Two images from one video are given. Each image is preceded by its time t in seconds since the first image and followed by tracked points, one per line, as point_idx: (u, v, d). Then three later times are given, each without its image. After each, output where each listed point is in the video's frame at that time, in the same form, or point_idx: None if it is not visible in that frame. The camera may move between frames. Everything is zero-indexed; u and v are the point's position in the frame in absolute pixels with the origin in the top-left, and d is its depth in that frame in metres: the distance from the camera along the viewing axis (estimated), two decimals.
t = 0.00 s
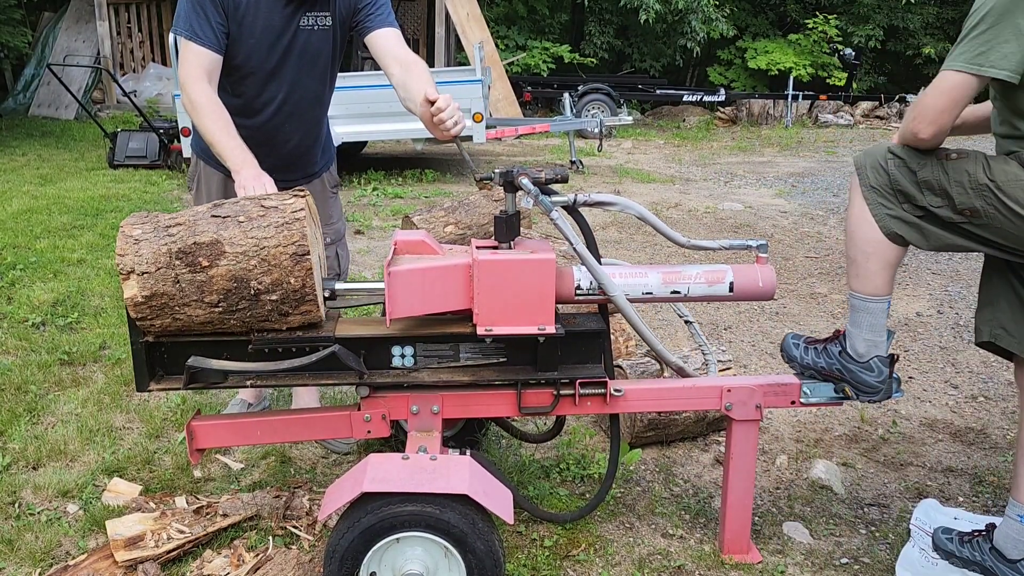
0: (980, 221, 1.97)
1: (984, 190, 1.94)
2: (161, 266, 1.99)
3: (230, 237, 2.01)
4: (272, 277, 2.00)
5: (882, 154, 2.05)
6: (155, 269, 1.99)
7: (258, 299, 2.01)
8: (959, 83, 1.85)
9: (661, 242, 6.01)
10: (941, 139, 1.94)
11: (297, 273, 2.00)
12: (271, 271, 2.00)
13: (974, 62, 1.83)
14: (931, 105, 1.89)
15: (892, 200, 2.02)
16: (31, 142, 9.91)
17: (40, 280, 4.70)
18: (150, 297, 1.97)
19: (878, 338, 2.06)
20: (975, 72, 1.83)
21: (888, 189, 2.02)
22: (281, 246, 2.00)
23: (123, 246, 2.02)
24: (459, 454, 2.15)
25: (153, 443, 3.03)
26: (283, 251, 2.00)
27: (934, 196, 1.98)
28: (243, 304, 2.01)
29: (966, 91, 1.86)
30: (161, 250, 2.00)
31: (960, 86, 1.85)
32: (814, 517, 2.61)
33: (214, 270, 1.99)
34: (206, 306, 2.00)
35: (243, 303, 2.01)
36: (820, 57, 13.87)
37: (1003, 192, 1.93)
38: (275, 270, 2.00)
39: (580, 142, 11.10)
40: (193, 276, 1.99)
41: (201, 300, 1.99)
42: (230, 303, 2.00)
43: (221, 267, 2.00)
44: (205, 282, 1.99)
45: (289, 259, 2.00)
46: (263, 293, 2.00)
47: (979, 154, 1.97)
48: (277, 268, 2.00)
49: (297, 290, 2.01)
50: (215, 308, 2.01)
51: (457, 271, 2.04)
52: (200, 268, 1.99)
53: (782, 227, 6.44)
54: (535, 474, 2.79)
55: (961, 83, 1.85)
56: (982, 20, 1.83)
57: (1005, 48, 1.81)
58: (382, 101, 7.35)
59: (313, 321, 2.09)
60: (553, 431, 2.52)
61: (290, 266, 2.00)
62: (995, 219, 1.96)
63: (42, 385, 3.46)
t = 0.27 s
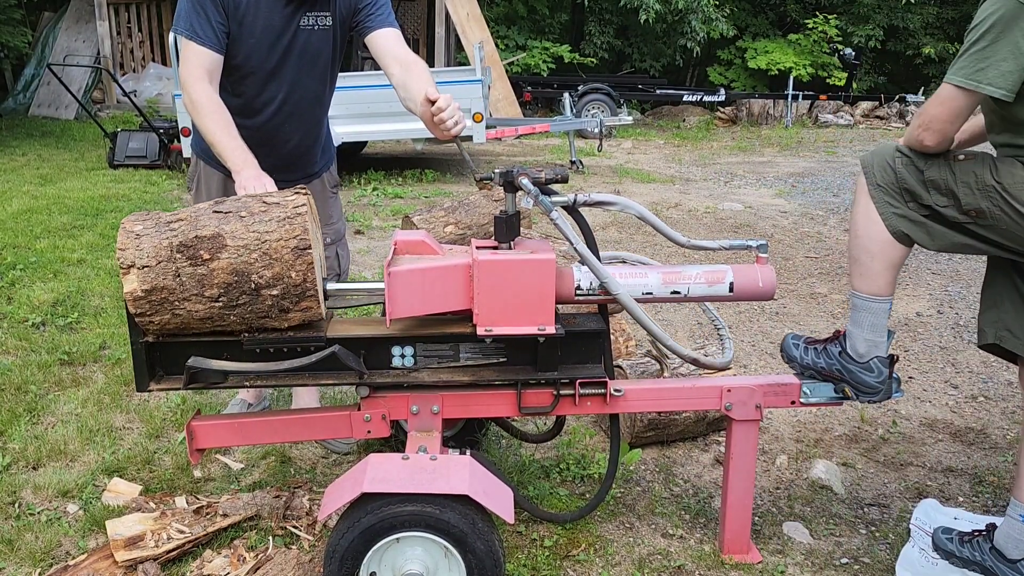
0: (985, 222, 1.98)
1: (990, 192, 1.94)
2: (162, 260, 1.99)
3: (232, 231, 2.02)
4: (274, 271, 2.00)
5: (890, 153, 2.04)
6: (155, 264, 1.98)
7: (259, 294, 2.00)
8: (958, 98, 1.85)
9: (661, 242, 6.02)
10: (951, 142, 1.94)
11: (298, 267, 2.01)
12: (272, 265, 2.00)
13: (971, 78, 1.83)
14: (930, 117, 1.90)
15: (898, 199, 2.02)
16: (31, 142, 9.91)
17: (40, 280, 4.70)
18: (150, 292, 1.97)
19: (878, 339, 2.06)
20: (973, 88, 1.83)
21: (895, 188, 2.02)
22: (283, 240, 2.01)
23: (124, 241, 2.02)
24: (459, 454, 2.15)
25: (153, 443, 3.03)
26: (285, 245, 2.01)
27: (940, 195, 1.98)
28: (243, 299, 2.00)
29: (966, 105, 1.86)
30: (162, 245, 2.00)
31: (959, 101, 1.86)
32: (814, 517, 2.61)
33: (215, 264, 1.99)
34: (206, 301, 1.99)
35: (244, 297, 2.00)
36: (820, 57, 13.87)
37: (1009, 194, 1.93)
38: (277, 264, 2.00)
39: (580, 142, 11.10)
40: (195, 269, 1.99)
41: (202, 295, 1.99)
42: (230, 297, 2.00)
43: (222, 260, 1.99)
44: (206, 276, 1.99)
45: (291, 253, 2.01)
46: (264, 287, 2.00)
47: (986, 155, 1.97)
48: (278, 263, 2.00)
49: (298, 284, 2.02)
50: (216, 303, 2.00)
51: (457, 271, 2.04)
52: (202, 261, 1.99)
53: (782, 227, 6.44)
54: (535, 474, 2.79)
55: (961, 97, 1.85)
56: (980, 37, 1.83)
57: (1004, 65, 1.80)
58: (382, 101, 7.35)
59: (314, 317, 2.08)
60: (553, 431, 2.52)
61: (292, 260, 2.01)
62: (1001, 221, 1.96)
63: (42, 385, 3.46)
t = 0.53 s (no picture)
0: (986, 222, 1.98)
1: (991, 193, 1.94)
2: (166, 255, 1.99)
3: (236, 225, 2.02)
4: (278, 264, 2.00)
5: (889, 153, 2.04)
6: (159, 258, 1.98)
7: (263, 288, 2.00)
8: (962, 98, 1.86)
9: (661, 242, 6.02)
10: (952, 143, 1.94)
11: (302, 260, 2.02)
12: (276, 258, 2.00)
13: (975, 79, 1.83)
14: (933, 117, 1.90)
15: (899, 199, 2.02)
16: (31, 141, 9.91)
17: (40, 281, 4.70)
18: (153, 287, 1.96)
19: (878, 339, 2.06)
20: (976, 89, 1.83)
21: (895, 188, 2.01)
22: (286, 233, 2.01)
23: (127, 237, 2.01)
24: (459, 454, 2.15)
25: (153, 443, 3.03)
26: (288, 238, 2.01)
27: (941, 196, 1.98)
28: (247, 293, 2.00)
29: (969, 106, 1.86)
30: (165, 240, 2.01)
31: (962, 102, 1.86)
32: (814, 517, 2.61)
33: (219, 257, 1.99)
34: (210, 295, 1.98)
35: (248, 291, 2.00)
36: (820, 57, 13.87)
37: (1010, 194, 1.93)
38: (281, 257, 2.00)
39: (580, 142, 11.11)
40: (198, 263, 1.99)
41: (205, 289, 1.98)
42: (234, 292, 1.99)
43: (226, 254, 1.99)
44: (210, 269, 1.99)
45: (295, 246, 2.01)
46: (268, 281, 2.00)
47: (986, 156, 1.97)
48: (282, 256, 2.00)
49: (302, 278, 2.02)
50: (220, 297, 1.99)
51: (457, 271, 2.04)
52: (205, 255, 1.99)
53: (782, 227, 6.44)
54: (535, 474, 2.79)
55: (965, 98, 1.85)
56: (986, 38, 1.83)
57: (1009, 66, 1.80)
58: (382, 101, 7.35)
59: (317, 311, 2.08)
60: (552, 431, 2.52)
61: (295, 253, 2.01)
62: (1001, 222, 1.96)
63: (42, 385, 3.46)
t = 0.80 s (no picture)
0: (986, 224, 1.98)
1: (992, 194, 1.94)
2: (168, 253, 1.99)
3: (237, 223, 2.02)
4: (279, 262, 2.00)
5: (890, 153, 2.04)
6: (161, 257, 1.98)
7: (264, 286, 2.00)
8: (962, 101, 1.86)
9: (662, 242, 6.02)
10: (952, 144, 1.94)
11: (303, 258, 2.02)
12: (278, 256, 2.01)
13: (976, 81, 1.83)
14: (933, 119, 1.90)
15: (899, 200, 2.01)
16: (31, 141, 9.91)
17: (40, 281, 4.70)
18: (154, 286, 1.96)
19: (878, 339, 2.06)
20: (977, 92, 1.83)
21: (895, 188, 2.01)
22: (287, 232, 2.01)
23: (128, 235, 2.01)
24: (459, 454, 2.15)
25: (153, 443, 3.03)
26: (290, 236, 2.01)
27: (942, 197, 1.98)
28: (249, 292, 2.00)
29: (970, 108, 1.86)
30: (167, 238, 2.00)
31: (962, 104, 1.86)
32: (814, 517, 2.61)
33: (221, 255, 1.99)
34: (212, 293, 1.99)
35: (249, 290, 2.00)
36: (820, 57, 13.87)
37: (1010, 196, 1.93)
38: (282, 256, 2.01)
39: (580, 142, 11.11)
40: (200, 261, 1.99)
41: (207, 287, 1.98)
42: (236, 290, 1.99)
43: (227, 252, 1.99)
44: (212, 267, 1.99)
45: (296, 244, 2.01)
46: (269, 279, 2.00)
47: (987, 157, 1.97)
48: (283, 254, 2.01)
49: (304, 276, 2.02)
50: (221, 296, 1.99)
51: (457, 271, 2.04)
52: (207, 253, 1.99)
53: (782, 227, 6.44)
54: (535, 474, 2.79)
55: (965, 101, 1.85)
56: (987, 40, 1.83)
57: (1009, 69, 1.80)
58: (382, 101, 7.35)
59: (318, 310, 2.09)
60: (552, 431, 2.53)
61: (297, 251, 2.01)
62: (1001, 223, 1.96)
63: (42, 385, 3.46)
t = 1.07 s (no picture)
0: (984, 224, 1.98)
1: (989, 195, 1.95)
2: (167, 251, 1.99)
3: (237, 222, 2.02)
4: (278, 262, 2.00)
5: (888, 153, 2.04)
6: (160, 254, 1.98)
7: (263, 285, 2.00)
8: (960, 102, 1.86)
9: (662, 242, 6.02)
10: (950, 144, 1.94)
11: (302, 258, 2.02)
12: (277, 255, 2.00)
13: (976, 81, 1.83)
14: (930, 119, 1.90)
15: (897, 200, 2.01)
16: (31, 142, 9.91)
17: (40, 281, 4.70)
18: (153, 283, 1.96)
19: (878, 339, 2.06)
20: (976, 93, 1.83)
21: (893, 189, 2.01)
22: (287, 231, 2.01)
23: (129, 233, 2.02)
24: (459, 454, 2.15)
25: (153, 442, 3.03)
26: (289, 236, 2.01)
27: (940, 197, 1.98)
28: (247, 290, 2.00)
29: (969, 109, 1.87)
30: (166, 236, 2.00)
31: (961, 105, 1.86)
32: (814, 517, 2.61)
33: (220, 253, 1.99)
34: (210, 292, 1.99)
35: (248, 288, 2.00)
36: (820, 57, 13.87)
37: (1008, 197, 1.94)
38: (281, 255, 2.00)
39: (580, 142, 11.11)
40: (199, 259, 1.99)
41: (206, 285, 1.98)
42: (234, 288, 1.99)
43: (226, 250, 1.99)
44: (211, 266, 1.99)
45: (295, 243, 2.01)
46: (268, 278, 2.00)
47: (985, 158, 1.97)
48: (282, 253, 2.01)
49: (302, 275, 2.02)
50: (220, 293, 1.99)
51: (457, 271, 2.04)
52: (206, 251, 1.99)
53: (782, 227, 6.44)
54: (535, 474, 2.79)
55: (965, 101, 1.85)
56: (988, 41, 1.83)
57: (1008, 70, 1.80)
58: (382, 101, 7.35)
59: (316, 310, 2.09)
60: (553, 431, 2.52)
61: (296, 250, 2.01)
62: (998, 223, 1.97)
63: (42, 385, 3.46)
